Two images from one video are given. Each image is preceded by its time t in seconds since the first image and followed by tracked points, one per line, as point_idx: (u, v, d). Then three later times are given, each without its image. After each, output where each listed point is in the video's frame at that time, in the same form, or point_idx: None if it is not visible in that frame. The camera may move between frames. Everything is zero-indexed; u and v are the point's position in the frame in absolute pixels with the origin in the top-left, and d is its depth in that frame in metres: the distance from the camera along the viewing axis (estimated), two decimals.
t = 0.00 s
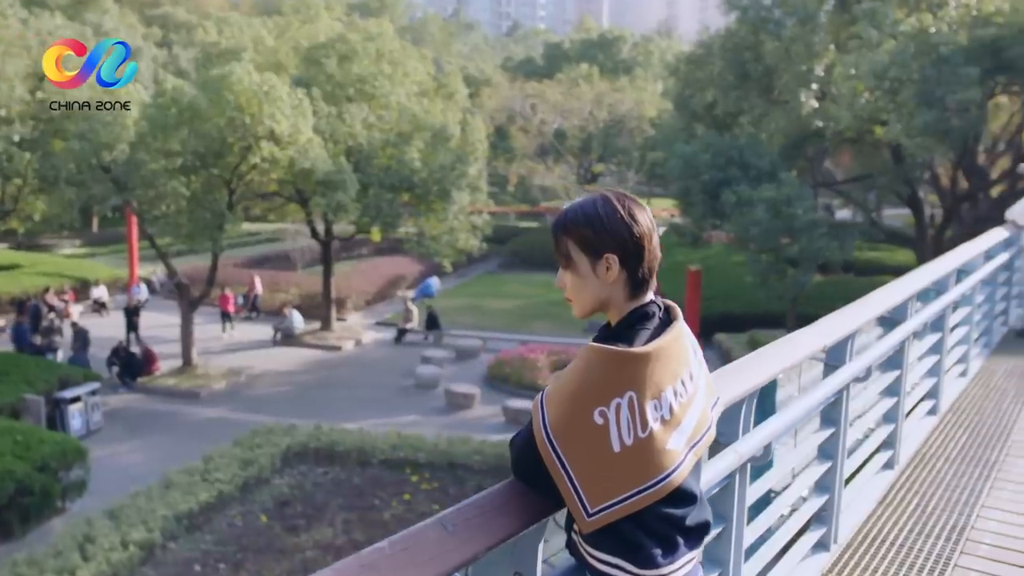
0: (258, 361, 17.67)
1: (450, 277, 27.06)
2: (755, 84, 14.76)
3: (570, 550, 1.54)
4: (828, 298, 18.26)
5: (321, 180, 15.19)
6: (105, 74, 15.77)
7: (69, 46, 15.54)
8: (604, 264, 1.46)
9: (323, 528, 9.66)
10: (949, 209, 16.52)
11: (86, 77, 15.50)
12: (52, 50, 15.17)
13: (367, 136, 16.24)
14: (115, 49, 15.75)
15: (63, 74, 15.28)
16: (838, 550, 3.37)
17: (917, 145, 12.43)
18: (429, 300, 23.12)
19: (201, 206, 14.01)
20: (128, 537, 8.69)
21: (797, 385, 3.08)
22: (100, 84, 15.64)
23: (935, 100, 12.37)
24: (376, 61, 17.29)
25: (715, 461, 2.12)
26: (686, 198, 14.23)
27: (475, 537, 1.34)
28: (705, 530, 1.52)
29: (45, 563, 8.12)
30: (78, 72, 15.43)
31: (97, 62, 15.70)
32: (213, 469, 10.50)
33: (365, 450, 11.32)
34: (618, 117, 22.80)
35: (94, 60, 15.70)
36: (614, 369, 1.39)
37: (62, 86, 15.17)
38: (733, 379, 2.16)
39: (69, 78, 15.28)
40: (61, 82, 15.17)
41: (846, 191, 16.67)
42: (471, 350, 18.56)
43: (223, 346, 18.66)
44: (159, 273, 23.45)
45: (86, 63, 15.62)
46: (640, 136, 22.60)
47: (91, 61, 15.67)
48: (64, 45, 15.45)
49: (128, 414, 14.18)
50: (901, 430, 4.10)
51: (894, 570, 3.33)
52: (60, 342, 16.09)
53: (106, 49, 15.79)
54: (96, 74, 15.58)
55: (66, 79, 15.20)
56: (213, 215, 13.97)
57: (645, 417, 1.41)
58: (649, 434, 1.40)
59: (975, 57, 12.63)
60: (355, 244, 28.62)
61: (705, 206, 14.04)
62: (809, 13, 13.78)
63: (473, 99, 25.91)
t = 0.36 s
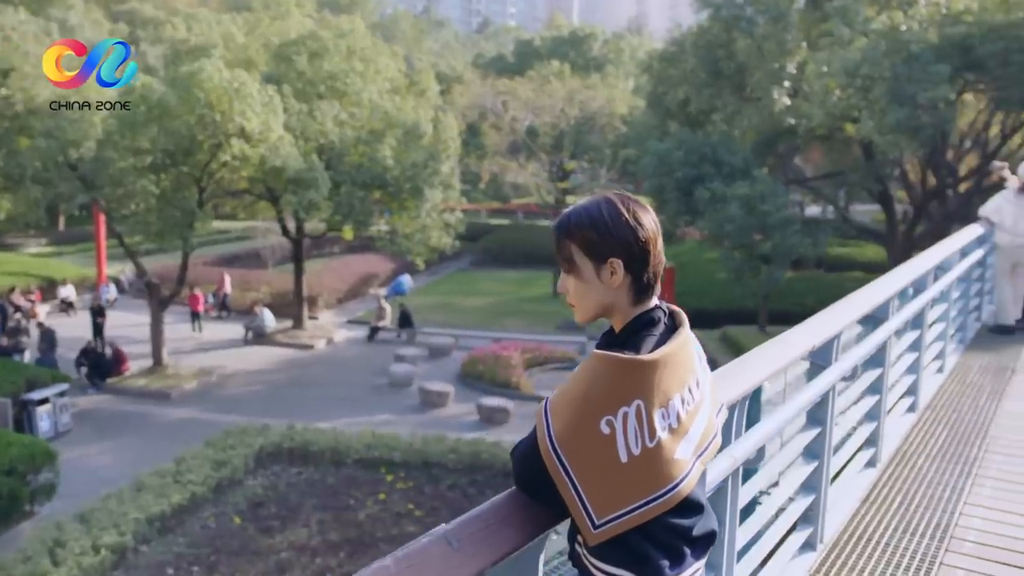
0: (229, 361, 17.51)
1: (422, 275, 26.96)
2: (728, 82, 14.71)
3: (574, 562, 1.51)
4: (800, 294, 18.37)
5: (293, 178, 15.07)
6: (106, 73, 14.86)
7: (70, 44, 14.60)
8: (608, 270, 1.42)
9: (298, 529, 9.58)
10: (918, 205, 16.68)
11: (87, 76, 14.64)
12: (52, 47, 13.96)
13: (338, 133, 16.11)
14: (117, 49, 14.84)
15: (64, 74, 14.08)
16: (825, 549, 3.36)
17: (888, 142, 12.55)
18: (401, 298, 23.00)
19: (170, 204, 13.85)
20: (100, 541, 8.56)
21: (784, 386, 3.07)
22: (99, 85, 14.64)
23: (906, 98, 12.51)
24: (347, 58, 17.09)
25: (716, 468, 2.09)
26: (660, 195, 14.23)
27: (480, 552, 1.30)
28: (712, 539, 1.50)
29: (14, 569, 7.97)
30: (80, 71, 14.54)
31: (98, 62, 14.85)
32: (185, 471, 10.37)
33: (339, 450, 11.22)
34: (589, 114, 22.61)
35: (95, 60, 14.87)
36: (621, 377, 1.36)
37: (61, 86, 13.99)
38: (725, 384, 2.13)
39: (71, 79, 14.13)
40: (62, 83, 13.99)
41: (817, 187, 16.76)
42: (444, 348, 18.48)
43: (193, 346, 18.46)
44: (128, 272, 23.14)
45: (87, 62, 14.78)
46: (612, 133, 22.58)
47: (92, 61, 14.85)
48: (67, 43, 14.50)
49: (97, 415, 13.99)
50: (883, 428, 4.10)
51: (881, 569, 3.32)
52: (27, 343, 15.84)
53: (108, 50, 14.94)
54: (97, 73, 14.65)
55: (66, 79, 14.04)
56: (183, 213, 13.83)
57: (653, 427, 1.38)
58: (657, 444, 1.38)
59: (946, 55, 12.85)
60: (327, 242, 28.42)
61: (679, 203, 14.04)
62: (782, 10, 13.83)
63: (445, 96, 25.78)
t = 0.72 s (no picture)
0: (204, 355, 17.35)
1: (398, 267, 26.84)
2: (705, 73, 14.67)
3: (582, 568, 1.47)
4: (775, 285, 18.45)
5: (267, 170, 14.93)
6: (110, 75, 13.83)
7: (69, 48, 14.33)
8: (619, 269, 1.39)
9: (276, 524, 9.51)
10: (892, 196, 16.79)
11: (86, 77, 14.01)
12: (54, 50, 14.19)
13: (313, 125, 15.96)
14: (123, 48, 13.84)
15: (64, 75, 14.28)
16: (816, 543, 3.35)
17: (864, 133, 12.63)
18: (377, 290, 22.88)
19: (142, 197, 13.67)
20: (74, 539, 8.43)
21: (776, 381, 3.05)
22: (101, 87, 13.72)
23: (882, 90, 12.58)
24: (321, 49, 16.87)
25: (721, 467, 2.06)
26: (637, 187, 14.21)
27: (491, 561, 1.26)
28: (723, 544, 1.47)
29: None
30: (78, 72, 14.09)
31: (99, 62, 13.91)
32: (161, 467, 10.25)
33: (317, 445, 11.14)
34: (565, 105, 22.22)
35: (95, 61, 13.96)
36: (633, 379, 1.33)
37: (62, 87, 14.14)
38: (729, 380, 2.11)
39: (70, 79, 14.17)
40: (62, 83, 14.15)
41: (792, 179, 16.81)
42: (420, 341, 18.40)
43: (167, 341, 18.27)
44: (100, 266, 22.86)
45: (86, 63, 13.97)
46: (588, 125, 22.53)
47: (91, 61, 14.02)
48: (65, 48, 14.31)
49: (70, 411, 13.82)
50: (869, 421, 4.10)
51: (872, 562, 3.32)
52: None
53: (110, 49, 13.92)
54: (100, 76, 13.76)
55: (67, 80, 14.17)
56: (156, 207, 13.66)
57: (665, 431, 1.35)
58: (671, 448, 1.35)
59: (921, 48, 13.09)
60: (301, 235, 28.23)
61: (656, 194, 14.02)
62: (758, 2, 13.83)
63: (420, 88, 25.62)
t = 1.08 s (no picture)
0: (171, 344, 17.17)
1: (366, 254, 26.70)
2: (675, 59, 14.66)
3: (584, 567, 1.45)
4: (744, 270, 18.55)
5: (234, 157, 14.76)
6: (110, 77, 13.02)
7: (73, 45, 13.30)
8: (623, 263, 1.35)
9: (248, 515, 9.43)
10: (859, 181, 16.93)
11: (86, 78, 13.01)
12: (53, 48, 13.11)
13: (281, 111, 15.77)
14: (124, 48, 12.97)
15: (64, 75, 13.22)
16: (799, 531, 3.35)
17: (834, 120, 12.75)
18: (346, 278, 22.72)
19: (107, 184, 13.46)
20: (42, 533, 8.32)
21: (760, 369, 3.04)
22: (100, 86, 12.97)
23: (851, 76, 12.67)
24: (288, 34, 16.63)
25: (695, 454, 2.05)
26: (608, 173, 14.21)
27: (497, 564, 1.24)
28: (727, 541, 1.45)
29: None
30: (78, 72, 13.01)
31: (99, 61, 12.98)
32: (129, 458, 10.14)
33: (287, 434, 11.04)
34: (533, 91, 22.24)
35: (95, 60, 12.99)
36: (639, 375, 1.30)
37: (62, 87, 13.05)
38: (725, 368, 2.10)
39: (70, 79, 13.07)
40: (61, 83, 13.05)
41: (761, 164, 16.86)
42: (390, 329, 18.30)
43: (133, 330, 18.05)
44: (63, 255, 22.52)
45: (86, 62, 12.97)
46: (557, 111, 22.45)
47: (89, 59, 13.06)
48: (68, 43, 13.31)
49: (35, 403, 13.61)
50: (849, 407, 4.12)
51: (855, 547, 3.33)
52: None
53: (110, 49, 12.97)
54: (99, 77, 12.98)
55: (66, 80, 13.07)
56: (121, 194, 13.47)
57: (672, 428, 1.33)
58: (677, 446, 1.33)
59: (890, 34, 13.17)
60: (269, 222, 27.97)
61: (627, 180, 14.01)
62: None
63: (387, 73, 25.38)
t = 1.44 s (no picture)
0: (140, 334, 16.97)
1: (337, 241, 26.53)
2: (647, 45, 14.60)
3: (589, 566, 1.42)
4: (715, 256, 18.62)
5: (202, 144, 14.58)
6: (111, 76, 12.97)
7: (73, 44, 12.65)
8: (629, 258, 1.33)
9: (221, 506, 9.35)
10: (828, 167, 17.04)
11: (87, 79, 12.81)
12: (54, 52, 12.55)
13: (249, 98, 15.58)
14: (125, 48, 12.91)
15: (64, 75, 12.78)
16: (784, 519, 3.35)
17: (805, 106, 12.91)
18: (316, 266, 22.55)
19: (72, 172, 13.25)
20: (11, 528, 8.24)
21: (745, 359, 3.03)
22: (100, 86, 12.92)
23: (822, 62, 12.76)
24: (256, 19, 16.39)
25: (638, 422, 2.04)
26: (580, 160, 14.19)
27: (507, 566, 1.21)
28: (734, 538, 1.43)
29: None
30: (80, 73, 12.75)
31: (99, 62, 12.78)
32: (100, 450, 10.02)
33: (260, 424, 10.93)
34: (504, 76, 22.14)
35: (97, 60, 12.76)
36: (647, 374, 1.28)
37: (63, 88, 12.70)
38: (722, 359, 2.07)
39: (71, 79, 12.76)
40: (62, 83, 12.68)
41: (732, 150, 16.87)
42: (361, 317, 18.19)
43: (101, 320, 17.81)
44: (27, 244, 22.17)
45: (86, 63, 12.71)
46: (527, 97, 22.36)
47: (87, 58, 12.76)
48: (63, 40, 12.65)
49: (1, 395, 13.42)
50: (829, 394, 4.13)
51: (840, 534, 3.34)
52: None
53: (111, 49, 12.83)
54: (100, 78, 12.89)
55: (67, 80, 12.72)
56: (87, 182, 13.26)
57: (681, 425, 1.31)
58: (687, 445, 1.31)
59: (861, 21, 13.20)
60: (238, 210, 27.72)
61: (599, 167, 14.00)
62: None
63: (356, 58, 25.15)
